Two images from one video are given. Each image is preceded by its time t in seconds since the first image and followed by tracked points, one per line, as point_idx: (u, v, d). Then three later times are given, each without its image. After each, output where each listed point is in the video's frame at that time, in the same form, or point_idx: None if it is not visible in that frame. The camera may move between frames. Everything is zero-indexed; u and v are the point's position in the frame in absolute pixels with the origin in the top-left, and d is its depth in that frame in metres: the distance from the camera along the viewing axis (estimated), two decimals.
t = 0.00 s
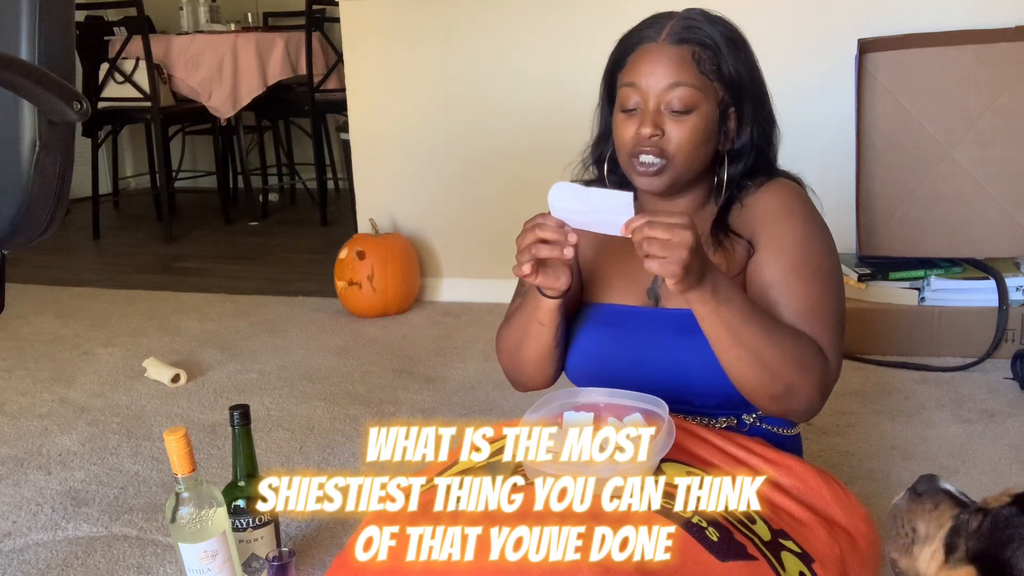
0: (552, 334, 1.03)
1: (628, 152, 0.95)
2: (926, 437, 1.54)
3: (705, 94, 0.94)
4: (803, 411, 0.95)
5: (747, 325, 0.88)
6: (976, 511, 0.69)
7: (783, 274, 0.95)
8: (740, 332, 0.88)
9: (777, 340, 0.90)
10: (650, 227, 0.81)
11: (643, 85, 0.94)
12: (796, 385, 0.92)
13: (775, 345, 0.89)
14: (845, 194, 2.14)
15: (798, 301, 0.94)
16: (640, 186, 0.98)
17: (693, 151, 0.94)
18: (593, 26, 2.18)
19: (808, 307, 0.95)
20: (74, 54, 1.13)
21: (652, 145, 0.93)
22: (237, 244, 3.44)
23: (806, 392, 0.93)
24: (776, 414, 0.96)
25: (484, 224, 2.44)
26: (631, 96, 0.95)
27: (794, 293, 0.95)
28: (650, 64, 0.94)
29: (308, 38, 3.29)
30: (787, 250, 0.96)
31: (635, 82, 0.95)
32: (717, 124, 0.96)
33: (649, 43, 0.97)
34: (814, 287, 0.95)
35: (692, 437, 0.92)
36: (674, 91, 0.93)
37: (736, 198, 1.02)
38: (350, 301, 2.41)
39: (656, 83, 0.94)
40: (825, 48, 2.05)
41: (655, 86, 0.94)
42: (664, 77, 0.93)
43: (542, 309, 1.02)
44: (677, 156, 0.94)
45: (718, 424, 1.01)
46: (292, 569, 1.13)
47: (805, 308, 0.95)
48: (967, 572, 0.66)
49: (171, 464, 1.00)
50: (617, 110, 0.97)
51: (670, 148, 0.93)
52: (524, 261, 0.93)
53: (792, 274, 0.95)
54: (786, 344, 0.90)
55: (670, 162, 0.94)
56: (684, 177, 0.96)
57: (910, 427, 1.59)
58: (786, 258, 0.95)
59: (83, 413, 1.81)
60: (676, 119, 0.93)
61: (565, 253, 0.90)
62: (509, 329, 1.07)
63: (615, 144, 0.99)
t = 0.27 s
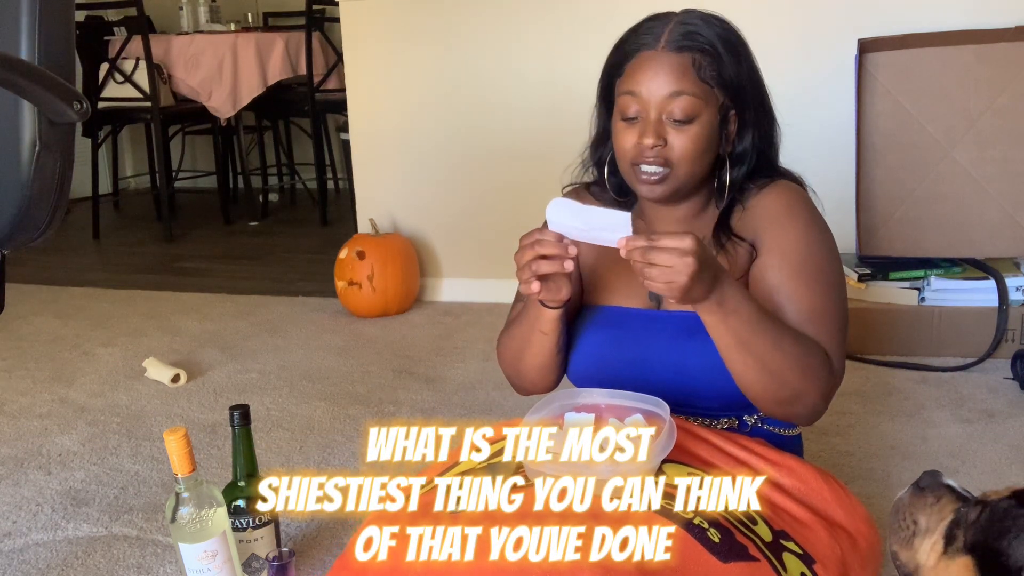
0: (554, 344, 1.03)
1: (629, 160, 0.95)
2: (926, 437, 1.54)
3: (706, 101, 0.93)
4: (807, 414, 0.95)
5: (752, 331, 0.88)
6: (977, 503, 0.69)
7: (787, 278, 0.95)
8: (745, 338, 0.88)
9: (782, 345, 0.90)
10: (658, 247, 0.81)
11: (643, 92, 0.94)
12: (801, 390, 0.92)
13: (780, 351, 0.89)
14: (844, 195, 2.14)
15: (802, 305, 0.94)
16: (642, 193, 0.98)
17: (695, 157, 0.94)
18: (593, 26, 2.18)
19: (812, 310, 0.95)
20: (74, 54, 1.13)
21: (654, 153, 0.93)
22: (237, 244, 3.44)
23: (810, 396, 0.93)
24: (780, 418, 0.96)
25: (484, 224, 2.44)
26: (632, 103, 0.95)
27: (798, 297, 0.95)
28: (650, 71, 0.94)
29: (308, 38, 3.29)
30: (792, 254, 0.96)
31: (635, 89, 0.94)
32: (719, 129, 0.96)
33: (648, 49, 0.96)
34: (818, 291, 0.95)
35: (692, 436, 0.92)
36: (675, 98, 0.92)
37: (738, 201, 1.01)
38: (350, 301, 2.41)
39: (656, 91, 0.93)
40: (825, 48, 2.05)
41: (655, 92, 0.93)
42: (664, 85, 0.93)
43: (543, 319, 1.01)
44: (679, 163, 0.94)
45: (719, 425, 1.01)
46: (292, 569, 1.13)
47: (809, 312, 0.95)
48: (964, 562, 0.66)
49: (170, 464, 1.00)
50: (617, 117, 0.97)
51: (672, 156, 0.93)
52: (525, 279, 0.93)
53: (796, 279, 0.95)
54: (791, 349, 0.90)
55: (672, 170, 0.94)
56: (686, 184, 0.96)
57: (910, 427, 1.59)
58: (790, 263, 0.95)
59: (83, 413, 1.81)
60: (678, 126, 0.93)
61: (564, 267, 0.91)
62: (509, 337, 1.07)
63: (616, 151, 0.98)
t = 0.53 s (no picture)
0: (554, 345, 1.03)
1: (626, 160, 0.95)
2: (926, 437, 1.54)
3: (704, 101, 0.93)
4: (806, 416, 0.95)
5: (751, 332, 0.88)
6: (987, 497, 0.69)
7: (786, 281, 0.95)
8: (743, 339, 0.88)
9: (780, 347, 0.90)
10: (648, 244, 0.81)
11: (641, 93, 0.94)
12: (799, 391, 0.92)
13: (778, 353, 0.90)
14: (844, 195, 2.14)
15: (801, 307, 0.94)
16: (640, 193, 0.98)
17: (692, 158, 0.94)
18: (593, 26, 2.18)
19: (810, 313, 0.95)
20: (74, 54, 1.13)
21: (652, 154, 0.93)
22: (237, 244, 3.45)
23: (809, 397, 0.93)
24: (779, 421, 0.96)
25: (484, 224, 2.44)
26: (630, 104, 0.95)
27: (796, 300, 0.95)
28: (649, 72, 0.94)
29: (308, 38, 3.29)
30: (791, 256, 0.96)
31: (633, 90, 0.94)
32: (717, 130, 0.96)
33: (646, 49, 0.96)
34: (816, 293, 0.95)
35: (692, 437, 0.92)
36: (673, 98, 0.92)
37: (737, 202, 1.01)
38: (350, 301, 2.41)
39: (654, 92, 0.93)
40: (825, 48, 2.05)
41: (653, 93, 0.93)
42: (662, 86, 0.93)
43: (544, 320, 1.02)
44: (676, 163, 0.94)
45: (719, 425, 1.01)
46: (292, 569, 1.13)
47: (807, 314, 0.95)
48: (968, 552, 0.67)
49: (171, 464, 1.00)
50: (615, 118, 0.97)
51: (670, 157, 0.93)
52: (525, 282, 0.93)
53: (794, 282, 0.95)
54: (790, 351, 0.90)
55: (669, 170, 0.94)
56: (683, 184, 0.96)
57: (910, 427, 1.59)
58: (789, 265, 0.95)
59: (83, 413, 1.81)
60: (676, 128, 0.93)
61: (563, 269, 0.91)
62: (509, 338, 1.07)
63: (613, 151, 0.98)
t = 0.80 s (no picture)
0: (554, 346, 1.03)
1: (621, 164, 0.96)
2: (926, 437, 1.54)
3: (698, 104, 0.93)
4: (804, 418, 0.96)
5: (748, 334, 0.88)
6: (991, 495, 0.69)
7: (783, 282, 0.95)
8: (739, 341, 0.88)
9: (777, 350, 0.90)
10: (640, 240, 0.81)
11: (634, 97, 0.94)
12: (797, 393, 0.92)
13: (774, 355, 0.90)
14: (844, 195, 2.14)
15: (799, 309, 0.94)
16: (636, 195, 0.98)
17: (687, 160, 0.94)
18: (592, 26, 2.18)
19: (808, 315, 0.95)
20: (74, 54, 1.13)
21: (646, 157, 0.93)
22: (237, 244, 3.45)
23: (807, 399, 0.93)
24: (777, 422, 0.96)
25: (484, 224, 2.44)
26: (625, 107, 0.95)
27: (794, 302, 0.95)
28: (642, 76, 0.94)
29: (308, 38, 3.29)
30: (788, 258, 0.96)
31: (627, 94, 0.95)
32: (712, 131, 0.96)
33: (641, 52, 0.96)
34: (815, 295, 0.95)
35: (691, 436, 0.92)
36: (666, 102, 0.92)
37: (734, 203, 1.01)
38: (350, 301, 2.41)
39: (648, 96, 0.93)
40: (825, 47, 2.05)
41: (647, 98, 0.93)
42: (656, 89, 0.93)
43: (544, 320, 1.02)
44: (671, 167, 0.94)
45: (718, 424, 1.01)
46: (292, 569, 1.13)
47: (805, 316, 0.95)
48: (972, 545, 0.66)
49: (171, 464, 1.00)
50: (611, 121, 0.97)
51: (665, 160, 0.93)
52: (526, 280, 0.93)
53: (790, 283, 0.95)
54: (786, 352, 0.90)
55: (665, 173, 0.94)
56: (679, 187, 0.96)
57: (910, 427, 1.59)
58: (786, 267, 0.95)
59: (83, 413, 1.81)
60: (670, 131, 0.92)
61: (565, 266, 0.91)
62: (509, 339, 1.07)
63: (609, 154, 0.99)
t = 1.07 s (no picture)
0: (553, 347, 1.03)
1: (620, 163, 0.95)
2: (926, 437, 1.54)
3: (697, 103, 0.93)
4: (806, 417, 0.96)
5: (749, 334, 0.88)
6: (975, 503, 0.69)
7: (784, 282, 0.95)
8: (741, 341, 0.88)
9: (778, 350, 0.90)
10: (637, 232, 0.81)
11: (633, 97, 0.94)
12: (798, 392, 0.92)
13: (776, 354, 0.90)
14: (844, 195, 2.14)
15: (799, 309, 0.94)
16: (636, 195, 0.98)
17: (686, 159, 0.94)
18: (592, 26, 2.18)
19: (809, 314, 0.95)
20: (74, 54, 1.13)
21: (645, 157, 0.93)
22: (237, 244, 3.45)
23: (808, 398, 0.93)
24: (779, 421, 0.96)
25: (484, 224, 2.44)
26: (623, 108, 0.95)
27: (794, 301, 0.95)
28: (640, 76, 0.94)
29: (308, 38, 3.29)
30: (788, 258, 0.96)
31: (625, 94, 0.94)
32: (711, 131, 0.96)
33: (638, 53, 0.96)
34: (815, 294, 0.95)
35: (691, 436, 0.92)
36: (665, 101, 0.92)
37: (733, 203, 1.01)
38: (350, 301, 2.41)
39: (646, 96, 0.93)
40: (825, 47, 2.05)
41: (645, 98, 0.93)
42: (654, 89, 0.93)
43: (543, 321, 1.02)
44: (670, 166, 0.94)
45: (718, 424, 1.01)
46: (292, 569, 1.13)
47: (806, 315, 0.95)
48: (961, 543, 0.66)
49: (171, 464, 1.00)
50: (608, 122, 0.97)
51: (665, 159, 0.93)
52: (527, 281, 0.93)
53: (791, 282, 0.95)
54: (788, 352, 0.90)
55: (664, 173, 0.94)
56: (678, 186, 0.96)
57: (910, 427, 1.59)
58: (786, 266, 0.95)
59: (83, 413, 1.81)
60: (669, 130, 0.92)
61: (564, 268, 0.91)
62: (509, 340, 1.07)
63: (608, 154, 0.99)
